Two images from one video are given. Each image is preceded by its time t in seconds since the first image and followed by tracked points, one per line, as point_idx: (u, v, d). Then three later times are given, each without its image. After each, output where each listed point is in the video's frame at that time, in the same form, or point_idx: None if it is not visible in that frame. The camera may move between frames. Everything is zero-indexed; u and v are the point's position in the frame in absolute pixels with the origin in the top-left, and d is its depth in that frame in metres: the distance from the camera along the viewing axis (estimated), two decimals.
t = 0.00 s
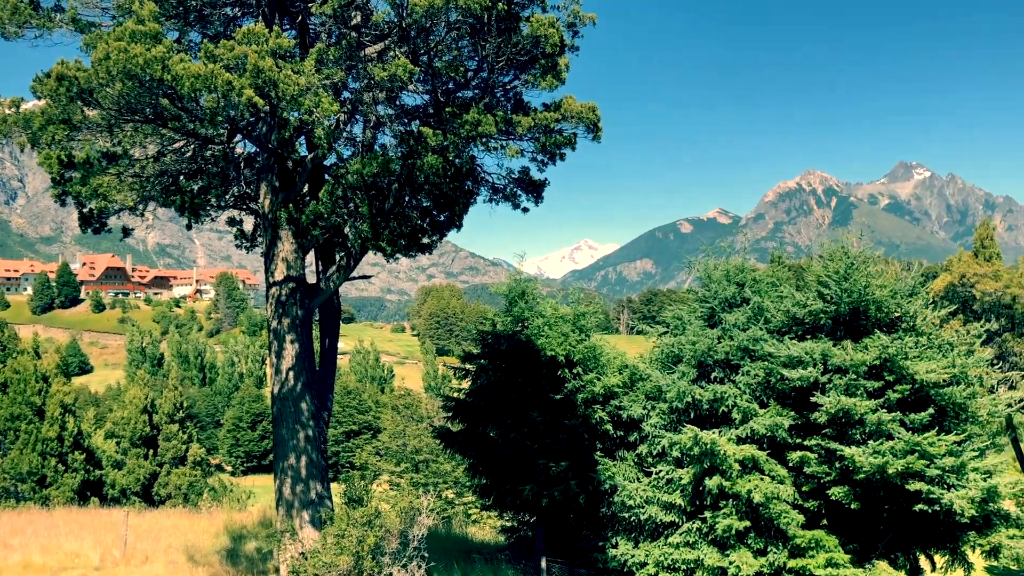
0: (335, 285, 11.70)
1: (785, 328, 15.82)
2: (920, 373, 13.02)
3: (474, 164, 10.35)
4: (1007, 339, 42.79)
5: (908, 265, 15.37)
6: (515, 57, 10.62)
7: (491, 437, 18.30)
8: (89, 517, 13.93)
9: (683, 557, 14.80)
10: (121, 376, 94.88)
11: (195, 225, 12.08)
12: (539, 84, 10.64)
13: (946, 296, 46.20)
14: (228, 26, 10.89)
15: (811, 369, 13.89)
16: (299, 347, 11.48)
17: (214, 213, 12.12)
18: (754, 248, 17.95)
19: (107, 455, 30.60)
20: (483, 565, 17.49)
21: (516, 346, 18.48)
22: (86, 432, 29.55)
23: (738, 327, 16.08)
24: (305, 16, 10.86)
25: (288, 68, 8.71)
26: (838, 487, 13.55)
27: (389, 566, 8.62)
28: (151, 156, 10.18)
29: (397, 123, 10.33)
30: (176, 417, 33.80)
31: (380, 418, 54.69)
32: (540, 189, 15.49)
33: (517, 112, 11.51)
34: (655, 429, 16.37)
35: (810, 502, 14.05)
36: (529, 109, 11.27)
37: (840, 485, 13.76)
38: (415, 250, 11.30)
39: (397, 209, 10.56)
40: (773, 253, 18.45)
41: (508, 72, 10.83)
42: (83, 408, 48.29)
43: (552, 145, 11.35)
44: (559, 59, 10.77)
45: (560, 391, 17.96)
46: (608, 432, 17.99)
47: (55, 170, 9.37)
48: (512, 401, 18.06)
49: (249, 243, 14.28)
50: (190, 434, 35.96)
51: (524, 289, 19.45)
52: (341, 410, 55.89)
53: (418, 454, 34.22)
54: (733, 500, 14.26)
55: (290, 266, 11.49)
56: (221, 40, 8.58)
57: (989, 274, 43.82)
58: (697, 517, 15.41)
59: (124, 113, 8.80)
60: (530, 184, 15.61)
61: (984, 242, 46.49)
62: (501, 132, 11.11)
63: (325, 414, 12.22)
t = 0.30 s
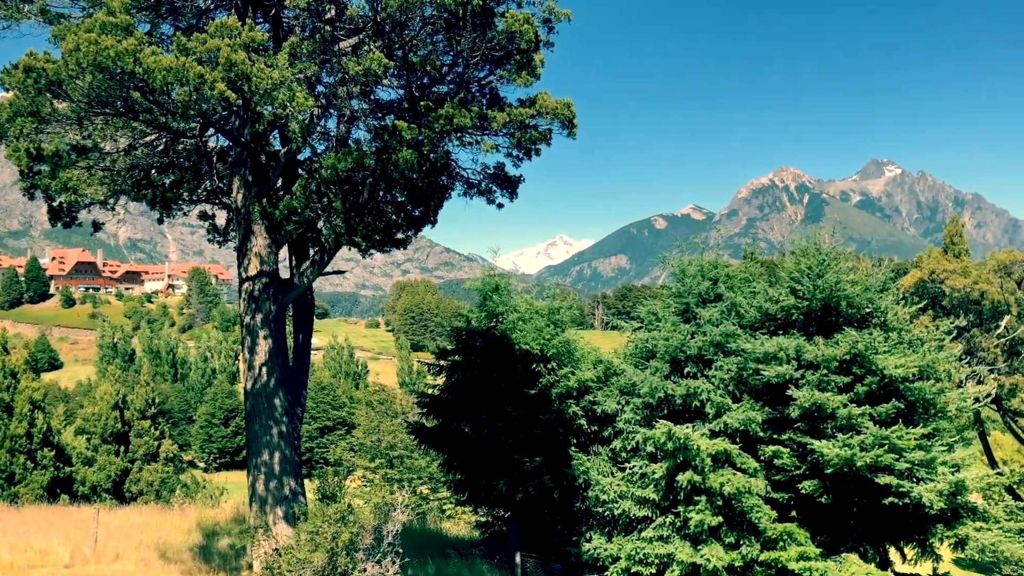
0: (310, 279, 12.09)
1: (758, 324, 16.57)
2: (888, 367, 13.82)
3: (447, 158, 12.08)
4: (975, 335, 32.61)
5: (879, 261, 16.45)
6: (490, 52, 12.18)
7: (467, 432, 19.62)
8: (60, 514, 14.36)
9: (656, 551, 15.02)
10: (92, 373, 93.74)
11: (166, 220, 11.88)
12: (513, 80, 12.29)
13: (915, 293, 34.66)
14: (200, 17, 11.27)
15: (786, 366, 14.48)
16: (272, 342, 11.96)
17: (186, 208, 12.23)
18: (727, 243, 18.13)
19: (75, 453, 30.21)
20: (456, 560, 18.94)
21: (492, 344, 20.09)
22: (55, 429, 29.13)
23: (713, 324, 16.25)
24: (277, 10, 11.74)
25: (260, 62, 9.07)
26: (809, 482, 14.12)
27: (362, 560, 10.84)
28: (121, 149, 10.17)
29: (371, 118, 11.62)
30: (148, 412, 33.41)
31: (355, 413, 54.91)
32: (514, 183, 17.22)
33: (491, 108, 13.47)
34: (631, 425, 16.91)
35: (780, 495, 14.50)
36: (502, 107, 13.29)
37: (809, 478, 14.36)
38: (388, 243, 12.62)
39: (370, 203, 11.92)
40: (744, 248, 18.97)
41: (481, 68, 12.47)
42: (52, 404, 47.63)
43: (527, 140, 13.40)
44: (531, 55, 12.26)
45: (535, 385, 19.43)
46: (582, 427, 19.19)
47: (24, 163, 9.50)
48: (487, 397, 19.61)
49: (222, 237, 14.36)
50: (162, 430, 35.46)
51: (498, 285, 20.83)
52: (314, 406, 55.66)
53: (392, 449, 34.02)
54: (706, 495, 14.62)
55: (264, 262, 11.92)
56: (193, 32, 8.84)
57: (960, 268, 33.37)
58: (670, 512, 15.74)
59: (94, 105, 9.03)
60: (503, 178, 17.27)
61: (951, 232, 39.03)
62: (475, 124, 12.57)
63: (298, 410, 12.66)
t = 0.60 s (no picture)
0: (280, 274, 12.01)
1: (729, 321, 17.16)
2: (856, 362, 14.45)
3: (418, 152, 12.53)
4: (940, 330, 28.33)
5: (849, 258, 17.21)
6: (461, 48, 12.54)
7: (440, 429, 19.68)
8: (26, 514, 14.16)
9: (626, 545, 15.40)
10: (57, 370, 91.45)
11: (133, 216, 11.63)
12: (486, 74, 12.62)
13: (881, 291, 30.81)
14: (168, 10, 11.04)
15: (761, 362, 14.91)
16: (242, 339, 11.91)
17: (155, 204, 11.91)
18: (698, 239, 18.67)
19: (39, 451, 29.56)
20: (428, 555, 19.11)
21: (464, 340, 20.41)
22: (17, 426, 28.48)
23: (686, 320, 16.39)
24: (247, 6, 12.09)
25: (230, 56, 9.05)
26: (778, 475, 14.73)
27: (333, 557, 10.99)
28: (88, 142, 10.18)
29: (341, 112, 11.53)
30: (116, 410, 32.86)
31: (326, 410, 54.51)
32: (486, 179, 17.53)
33: (462, 102, 14.00)
34: (602, 420, 17.23)
35: (750, 489, 15.08)
36: (473, 101, 13.88)
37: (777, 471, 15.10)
38: (359, 238, 12.79)
39: (342, 199, 12.03)
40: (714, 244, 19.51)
41: (454, 62, 12.75)
42: (12, 402, 46.42)
43: (498, 134, 14.08)
44: (504, 49, 12.60)
45: (506, 380, 19.72)
46: (555, 422, 19.40)
47: None
48: (459, 392, 19.83)
49: (191, 232, 14.17)
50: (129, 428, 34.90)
51: (471, 281, 20.99)
52: (284, 403, 55.05)
53: (364, 446, 33.84)
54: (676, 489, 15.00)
55: (233, 257, 11.89)
56: (162, 25, 8.74)
57: (928, 264, 29.90)
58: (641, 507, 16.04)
59: (59, 98, 9.05)
60: (476, 175, 17.57)
61: (918, 230, 35.99)
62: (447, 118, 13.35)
63: (269, 406, 12.65)
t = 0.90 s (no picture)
0: (239, 268, 11.89)
1: (690, 312, 17.58)
2: (814, 353, 15.01)
3: (379, 145, 12.46)
4: (895, 321, 28.39)
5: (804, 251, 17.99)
6: (422, 39, 12.62)
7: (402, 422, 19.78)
8: None
9: (588, 534, 15.92)
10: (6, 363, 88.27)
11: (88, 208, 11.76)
12: (447, 65, 12.75)
13: (837, 282, 30.41)
14: None
15: (721, 354, 15.46)
16: (201, 332, 11.78)
17: (110, 195, 12.11)
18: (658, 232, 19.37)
19: None
20: (391, 548, 19.19)
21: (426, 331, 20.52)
22: None
23: (646, 312, 17.12)
24: None
25: (188, 46, 8.94)
26: (738, 464, 15.18)
27: (295, 551, 11.06)
28: (40, 133, 10.05)
29: (302, 104, 11.59)
30: (71, 405, 32.01)
31: (287, 404, 53.73)
32: (448, 171, 17.60)
33: (423, 94, 14.02)
34: (565, 411, 17.67)
35: (712, 479, 15.65)
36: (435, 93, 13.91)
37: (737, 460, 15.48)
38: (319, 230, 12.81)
39: (301, 190, 11.97)
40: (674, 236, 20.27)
41: (416, 53, 12.91)
42: None
43: (460, 126, 14.21)
44: (466, 41, 12.77)
45: (470, 373, 19.87)
46: (517, 414, 19.44)
47: None
48: (421, 383, 19.90)
49: (148, 225, 13.91)
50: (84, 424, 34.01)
51: (434, 274, 21.09)
52: (244, 397, 54.06)
53: (325, 439, 33.57)
54: (634, 476, 15.60)
55: (192, 249, 11.71)
56: (116, 13, 8.56)
57: (883, 255, 29.27)
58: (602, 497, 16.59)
59: (10, 88, 8.87)
60: (437, 168, 17.62)
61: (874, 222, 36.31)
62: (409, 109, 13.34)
63: (228, 400, 12.58)
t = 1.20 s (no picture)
0: (187, 260, 11.77)
1: (643, 301, 18.12)
2: (764, 341, 15.77)
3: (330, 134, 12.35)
4: (842, 308, 28.71)
5: (753, 242, 18.81)
6: (372, 27, 12.60)
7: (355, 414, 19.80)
8: None
9: (543, 523, 16.44)
10: None
11: (31, 199, 11.65)
12: (398, 54, 12.77)
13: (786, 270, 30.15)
14: None
15: (670, 341, 16.07)
16: (148, 325, 11.57)
17: (52, 185, 11.77)
18: (611, 223, 20.01)
19: None
20: (344, 541, 19.18)
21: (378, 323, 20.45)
22: None
23: (599, 301, 17.96)
24: None
25: (132, 33, 8.89)
26: (689, 450, 15.83)
27: (247, 545, 11.05)
28: None
29: (250, 92, 11.41)
30: (12, 401, 30.72)
31: (239, 397, 52.41)
32: (399, 161, 17.55)
33: (373, 82, 13.94)
34: (519, 400, 18.05)
35: (665, 468, 16.27)
36: (386, 82, 13.84)
37: (688, 447, 16.23)
38: (269, 221, 12.71)
39: (249, 180, 11.79)
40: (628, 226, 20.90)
41: (367, 40, 12.92)
42: None
43: (412, 116, 14.24)
44: (417, 30, 12.84)
45: (425, 364, 19.96)
46: (472, 405, 19.82)
47: None
48: (374, 374, 19.89)
49: (92, 216, 13.47)
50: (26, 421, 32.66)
51: (387, 265, 21.01)
52: (193, 391, 52.33)
53: (277, 433, 32.98)
54: (587, 465, 16.10)
55: (138, 241, 11.44)
56: None
57: (830, 244, 29.13)
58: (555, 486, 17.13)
59: None
60: (388, 157, 17.56)
61: (822, 211, 37.36)
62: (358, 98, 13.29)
63: (178, 394, 12.41)
